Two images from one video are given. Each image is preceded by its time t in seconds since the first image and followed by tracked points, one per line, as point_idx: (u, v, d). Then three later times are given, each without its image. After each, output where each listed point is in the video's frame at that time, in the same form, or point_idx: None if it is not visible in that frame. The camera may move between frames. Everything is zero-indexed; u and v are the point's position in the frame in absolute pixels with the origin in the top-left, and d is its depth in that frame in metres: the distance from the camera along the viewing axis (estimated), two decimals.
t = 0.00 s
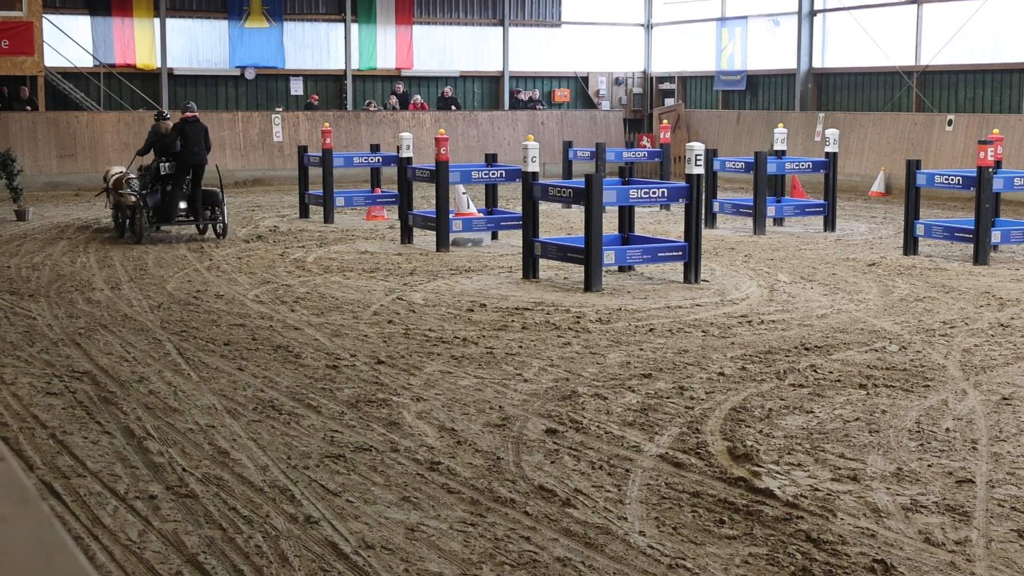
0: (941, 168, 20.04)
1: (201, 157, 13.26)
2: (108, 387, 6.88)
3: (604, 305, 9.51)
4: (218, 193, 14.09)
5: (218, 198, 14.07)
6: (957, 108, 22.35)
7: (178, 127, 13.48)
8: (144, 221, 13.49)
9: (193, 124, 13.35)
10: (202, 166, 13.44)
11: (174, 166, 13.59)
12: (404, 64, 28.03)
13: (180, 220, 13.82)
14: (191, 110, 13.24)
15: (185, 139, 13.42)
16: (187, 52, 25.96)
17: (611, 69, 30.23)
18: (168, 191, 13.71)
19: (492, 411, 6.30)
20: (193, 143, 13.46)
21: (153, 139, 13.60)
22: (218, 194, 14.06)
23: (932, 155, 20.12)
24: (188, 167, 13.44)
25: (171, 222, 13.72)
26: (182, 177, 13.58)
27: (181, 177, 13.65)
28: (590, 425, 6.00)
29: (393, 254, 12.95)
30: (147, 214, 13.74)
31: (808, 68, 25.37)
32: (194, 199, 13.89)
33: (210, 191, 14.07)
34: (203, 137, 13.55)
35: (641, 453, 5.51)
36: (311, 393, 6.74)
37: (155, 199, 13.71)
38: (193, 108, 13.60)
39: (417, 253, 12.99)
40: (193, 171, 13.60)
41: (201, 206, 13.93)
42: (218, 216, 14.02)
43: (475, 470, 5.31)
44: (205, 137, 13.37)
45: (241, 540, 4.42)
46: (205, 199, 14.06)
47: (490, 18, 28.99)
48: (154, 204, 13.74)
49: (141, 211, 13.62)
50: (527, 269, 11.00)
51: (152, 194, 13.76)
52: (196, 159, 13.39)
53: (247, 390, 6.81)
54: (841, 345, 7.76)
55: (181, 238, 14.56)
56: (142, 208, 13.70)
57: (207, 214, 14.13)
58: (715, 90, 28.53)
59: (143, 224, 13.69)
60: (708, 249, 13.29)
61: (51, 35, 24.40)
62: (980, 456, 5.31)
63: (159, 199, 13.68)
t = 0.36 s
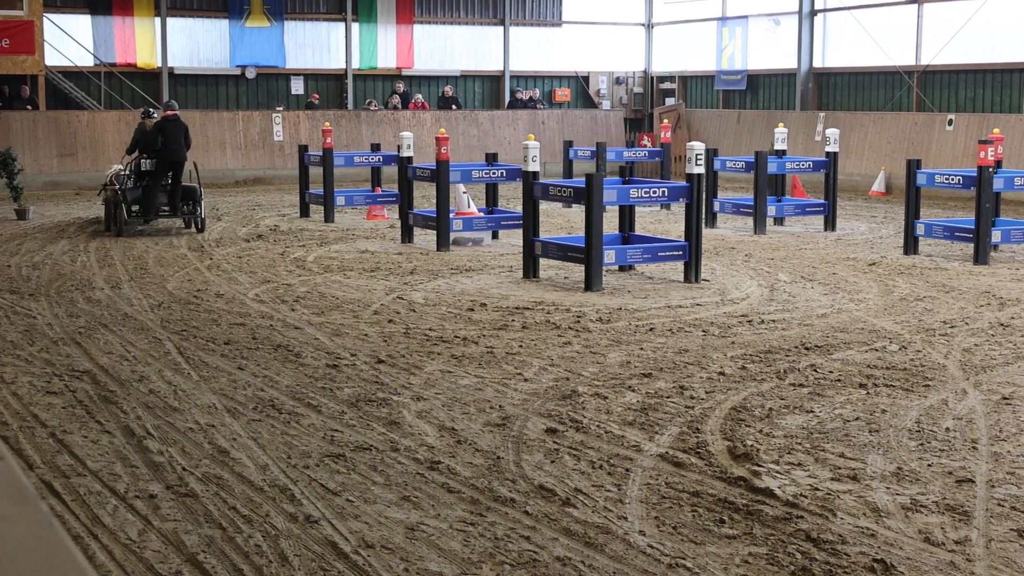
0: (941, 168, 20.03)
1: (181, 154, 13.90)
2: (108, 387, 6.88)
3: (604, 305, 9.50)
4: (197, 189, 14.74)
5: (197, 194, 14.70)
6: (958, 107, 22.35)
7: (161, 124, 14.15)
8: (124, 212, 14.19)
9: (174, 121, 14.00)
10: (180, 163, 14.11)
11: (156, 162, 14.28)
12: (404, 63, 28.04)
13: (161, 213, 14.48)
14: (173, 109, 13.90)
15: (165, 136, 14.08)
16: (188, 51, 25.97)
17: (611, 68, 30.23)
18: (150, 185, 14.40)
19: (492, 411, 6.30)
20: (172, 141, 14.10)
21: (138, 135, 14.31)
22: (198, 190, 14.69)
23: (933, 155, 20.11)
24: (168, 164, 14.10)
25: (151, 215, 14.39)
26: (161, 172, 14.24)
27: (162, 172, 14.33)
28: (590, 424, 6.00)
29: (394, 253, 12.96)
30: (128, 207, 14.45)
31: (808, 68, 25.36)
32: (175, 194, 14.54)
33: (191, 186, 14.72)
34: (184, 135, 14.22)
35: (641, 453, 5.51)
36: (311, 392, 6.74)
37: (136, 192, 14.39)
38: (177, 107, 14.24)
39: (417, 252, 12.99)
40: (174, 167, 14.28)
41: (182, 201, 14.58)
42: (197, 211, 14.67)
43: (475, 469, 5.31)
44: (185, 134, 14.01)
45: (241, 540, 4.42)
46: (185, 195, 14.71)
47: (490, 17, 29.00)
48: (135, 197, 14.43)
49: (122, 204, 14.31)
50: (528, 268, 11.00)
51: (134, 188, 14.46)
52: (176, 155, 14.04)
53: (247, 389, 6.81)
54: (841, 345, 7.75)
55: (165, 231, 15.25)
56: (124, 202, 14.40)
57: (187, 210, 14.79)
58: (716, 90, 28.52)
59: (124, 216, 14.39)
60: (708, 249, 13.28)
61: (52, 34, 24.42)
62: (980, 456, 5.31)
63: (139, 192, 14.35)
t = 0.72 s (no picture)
0: (937, 168, 20.06)
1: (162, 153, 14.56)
2: (103, 386, 6.87)
3: (600, 304, 9.50)
4: (179, 186, 15.35)
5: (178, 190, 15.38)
6: (953, 107, 22.39)
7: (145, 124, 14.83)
8: (107, 207, 14.92)
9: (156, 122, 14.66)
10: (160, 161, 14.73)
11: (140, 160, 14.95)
12: (400, 62, 27.97)
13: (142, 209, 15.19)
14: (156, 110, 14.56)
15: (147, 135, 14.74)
16: (183, 50, 25.94)
17: (607, 68, 30.25)
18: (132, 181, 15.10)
19: (488, 410, 6.30)
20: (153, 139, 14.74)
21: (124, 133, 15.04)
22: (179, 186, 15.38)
23: (928, 155, 20.13)
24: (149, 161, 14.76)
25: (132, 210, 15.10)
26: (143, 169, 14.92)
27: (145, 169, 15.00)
28: (586, 424, 6.00)
29: (390, 253, 12.96)
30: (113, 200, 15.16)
31: (804, 67, 25.37)
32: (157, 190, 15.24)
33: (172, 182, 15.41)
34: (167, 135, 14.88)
35: (636, 452, 5.51)
36: (306, 392, 6.74)
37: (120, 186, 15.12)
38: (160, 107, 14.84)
39: (413, 252, 12.98)
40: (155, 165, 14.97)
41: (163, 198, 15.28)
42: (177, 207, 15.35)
43: (471, 468, 5.31)
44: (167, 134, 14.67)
45: (237, 539, 4.41)
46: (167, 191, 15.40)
47: (486, 16, 28.98)
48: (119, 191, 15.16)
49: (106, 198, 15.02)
50: (523, 267, 10.99)
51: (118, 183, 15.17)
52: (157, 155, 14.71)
53: (242, 389, 6.80)
54: (837, 345, 7.76)
55: (149, 225, 16.00)
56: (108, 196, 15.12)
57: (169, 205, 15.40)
58: (712, 89, 28.54)
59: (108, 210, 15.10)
60: (704, 248, 13.27)
61: (48, 34, 24.41)
62: (975, 456, 5.31)
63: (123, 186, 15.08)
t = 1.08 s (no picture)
0: (932, 167, 20.08)
1: (151, 151, 15.07)
2: (98, 386, 6.86)
3: (595, 304, 9.49)
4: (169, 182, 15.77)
5: (168, 186, 15.91)
6: (948, 107, 22.42)
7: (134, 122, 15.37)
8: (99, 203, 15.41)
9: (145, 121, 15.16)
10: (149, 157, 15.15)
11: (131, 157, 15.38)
12: (396, 62, 27.99)
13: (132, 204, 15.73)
14: (144, 109, 15.09)
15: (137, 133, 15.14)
16: (178, 49, 25.91)
17: (603, 68, 30.23)
18: (123, 177, 15.66)
19: (484, 410, 6.29)
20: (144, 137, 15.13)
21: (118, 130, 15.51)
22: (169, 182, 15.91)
23: (923, 155, 20.15)
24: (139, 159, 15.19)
25: (123, 205, 15.65)
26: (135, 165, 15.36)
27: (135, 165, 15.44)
28: (582, 424, 5.99)
29: (385, 252, 12.95)
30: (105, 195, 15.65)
31: (799, 67, 25.34)
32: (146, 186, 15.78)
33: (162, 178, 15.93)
34: (157, 133, 15.41)
35: (632, 452, 5.51)
36: (302, 391, 6.73)
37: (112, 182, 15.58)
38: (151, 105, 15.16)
39: (409, 251, 12.97)
40: (145, 162, 15.49)
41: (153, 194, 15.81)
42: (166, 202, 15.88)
43: (466, 468, 5.30)
44: (156, 133, 15.18)
45: (232, 539, 4.40)
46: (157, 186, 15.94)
47: (482, 16, 28.96)
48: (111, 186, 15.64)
49: (97, 194, 15.59)
50: (519, 267, 10.98)
51: (110, 178, 15.74)
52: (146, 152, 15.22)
53: (238, 389, 6.79)
54: (833, 345, 7.76)
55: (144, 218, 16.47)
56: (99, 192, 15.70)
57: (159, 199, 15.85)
58: (707, 89, 28.55)
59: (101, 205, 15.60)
60: (700, 248, 13.28)
61: (44, 33, 24.35)
62: (970, 456, 5.32)
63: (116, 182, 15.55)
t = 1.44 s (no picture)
0: (929, 168, 20.09)
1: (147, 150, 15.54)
2: (95, 387, 6.85)
3: (592, 305, 9.49)
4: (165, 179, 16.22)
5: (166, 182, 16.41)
6: (945, 107, 22.45)
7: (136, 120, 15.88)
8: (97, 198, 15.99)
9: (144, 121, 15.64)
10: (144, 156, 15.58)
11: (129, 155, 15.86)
12: (393, 63, 27.99)
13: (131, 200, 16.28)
14: (145, 109, 15.63)
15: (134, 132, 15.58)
16: (175, 50, 25.89)
17: (600, 68, 30.24)
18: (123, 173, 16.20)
19: (480, 411, 6.29)
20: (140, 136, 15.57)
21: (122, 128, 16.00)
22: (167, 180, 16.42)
23: (920, 155, 20.17)
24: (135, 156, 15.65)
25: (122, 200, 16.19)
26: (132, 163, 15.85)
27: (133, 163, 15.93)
28: (578, 424, 5.99)
29: (382, 253, 12.95)
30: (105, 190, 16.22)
31: (796, 68, 25.42)
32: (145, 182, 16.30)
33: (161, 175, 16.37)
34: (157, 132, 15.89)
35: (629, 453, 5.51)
36: (299, 392, 6.72)
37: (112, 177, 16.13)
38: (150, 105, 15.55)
39: (406, 252, 12.98)
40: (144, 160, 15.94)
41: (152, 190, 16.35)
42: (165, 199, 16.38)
43: (464, 469, 5.30)
44: (155, 132, 15.64)
45: (229, 540, 4.39)
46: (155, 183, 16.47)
47: (479, 17, 28.96)
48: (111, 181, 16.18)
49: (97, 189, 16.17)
50: (516, 268, 10.98)
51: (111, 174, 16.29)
52: (144, 151, 15.70)
53: (235, 389, 6.78)
54: (830, 345, 7.76)
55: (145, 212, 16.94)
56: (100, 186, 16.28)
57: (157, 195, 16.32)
58: (704, 90, 28.57)
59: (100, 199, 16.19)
60: (697, 249, 13.30)
61: (40, 34, 24.32)
62: (967, 456, 5.32)
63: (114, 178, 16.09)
